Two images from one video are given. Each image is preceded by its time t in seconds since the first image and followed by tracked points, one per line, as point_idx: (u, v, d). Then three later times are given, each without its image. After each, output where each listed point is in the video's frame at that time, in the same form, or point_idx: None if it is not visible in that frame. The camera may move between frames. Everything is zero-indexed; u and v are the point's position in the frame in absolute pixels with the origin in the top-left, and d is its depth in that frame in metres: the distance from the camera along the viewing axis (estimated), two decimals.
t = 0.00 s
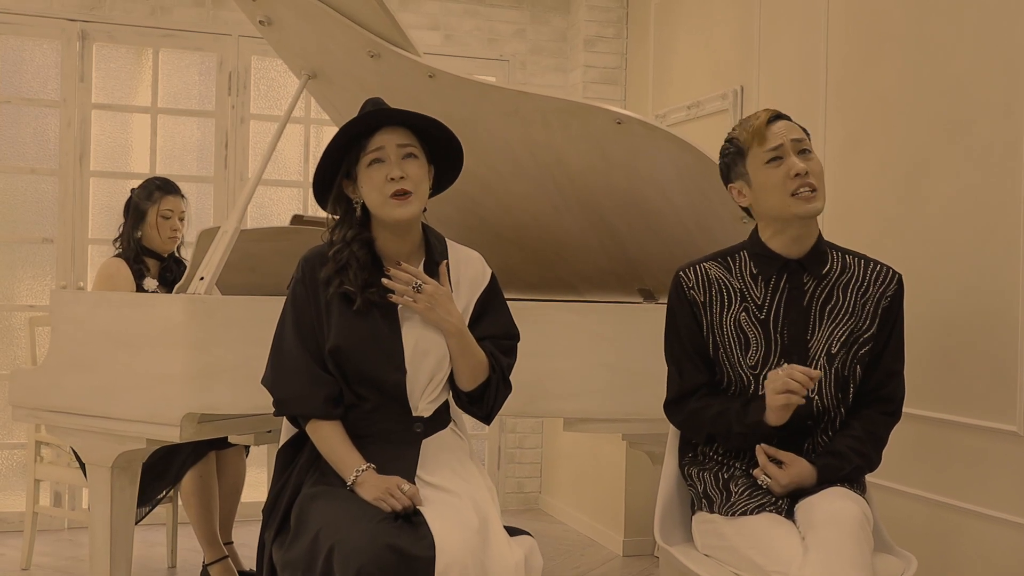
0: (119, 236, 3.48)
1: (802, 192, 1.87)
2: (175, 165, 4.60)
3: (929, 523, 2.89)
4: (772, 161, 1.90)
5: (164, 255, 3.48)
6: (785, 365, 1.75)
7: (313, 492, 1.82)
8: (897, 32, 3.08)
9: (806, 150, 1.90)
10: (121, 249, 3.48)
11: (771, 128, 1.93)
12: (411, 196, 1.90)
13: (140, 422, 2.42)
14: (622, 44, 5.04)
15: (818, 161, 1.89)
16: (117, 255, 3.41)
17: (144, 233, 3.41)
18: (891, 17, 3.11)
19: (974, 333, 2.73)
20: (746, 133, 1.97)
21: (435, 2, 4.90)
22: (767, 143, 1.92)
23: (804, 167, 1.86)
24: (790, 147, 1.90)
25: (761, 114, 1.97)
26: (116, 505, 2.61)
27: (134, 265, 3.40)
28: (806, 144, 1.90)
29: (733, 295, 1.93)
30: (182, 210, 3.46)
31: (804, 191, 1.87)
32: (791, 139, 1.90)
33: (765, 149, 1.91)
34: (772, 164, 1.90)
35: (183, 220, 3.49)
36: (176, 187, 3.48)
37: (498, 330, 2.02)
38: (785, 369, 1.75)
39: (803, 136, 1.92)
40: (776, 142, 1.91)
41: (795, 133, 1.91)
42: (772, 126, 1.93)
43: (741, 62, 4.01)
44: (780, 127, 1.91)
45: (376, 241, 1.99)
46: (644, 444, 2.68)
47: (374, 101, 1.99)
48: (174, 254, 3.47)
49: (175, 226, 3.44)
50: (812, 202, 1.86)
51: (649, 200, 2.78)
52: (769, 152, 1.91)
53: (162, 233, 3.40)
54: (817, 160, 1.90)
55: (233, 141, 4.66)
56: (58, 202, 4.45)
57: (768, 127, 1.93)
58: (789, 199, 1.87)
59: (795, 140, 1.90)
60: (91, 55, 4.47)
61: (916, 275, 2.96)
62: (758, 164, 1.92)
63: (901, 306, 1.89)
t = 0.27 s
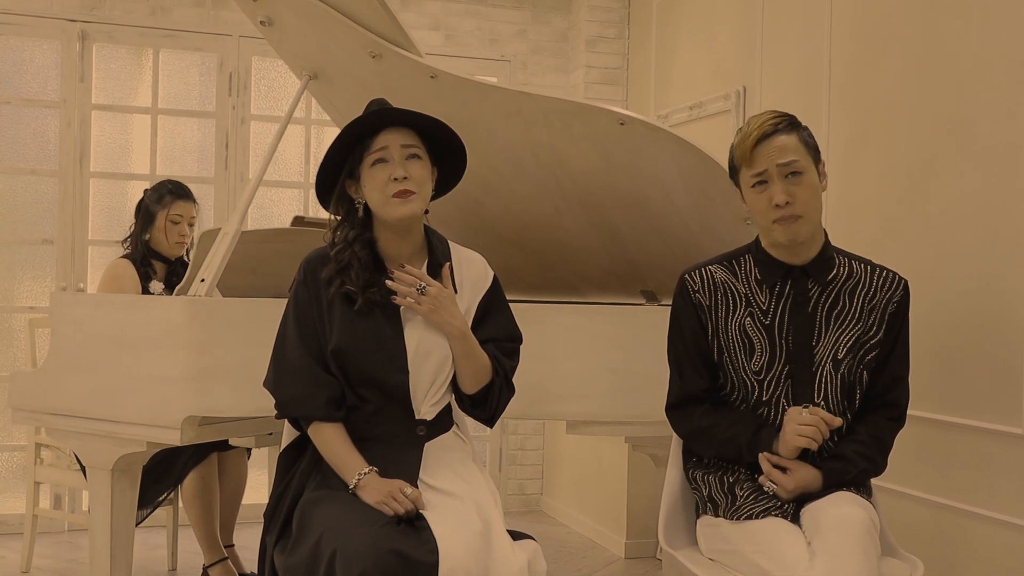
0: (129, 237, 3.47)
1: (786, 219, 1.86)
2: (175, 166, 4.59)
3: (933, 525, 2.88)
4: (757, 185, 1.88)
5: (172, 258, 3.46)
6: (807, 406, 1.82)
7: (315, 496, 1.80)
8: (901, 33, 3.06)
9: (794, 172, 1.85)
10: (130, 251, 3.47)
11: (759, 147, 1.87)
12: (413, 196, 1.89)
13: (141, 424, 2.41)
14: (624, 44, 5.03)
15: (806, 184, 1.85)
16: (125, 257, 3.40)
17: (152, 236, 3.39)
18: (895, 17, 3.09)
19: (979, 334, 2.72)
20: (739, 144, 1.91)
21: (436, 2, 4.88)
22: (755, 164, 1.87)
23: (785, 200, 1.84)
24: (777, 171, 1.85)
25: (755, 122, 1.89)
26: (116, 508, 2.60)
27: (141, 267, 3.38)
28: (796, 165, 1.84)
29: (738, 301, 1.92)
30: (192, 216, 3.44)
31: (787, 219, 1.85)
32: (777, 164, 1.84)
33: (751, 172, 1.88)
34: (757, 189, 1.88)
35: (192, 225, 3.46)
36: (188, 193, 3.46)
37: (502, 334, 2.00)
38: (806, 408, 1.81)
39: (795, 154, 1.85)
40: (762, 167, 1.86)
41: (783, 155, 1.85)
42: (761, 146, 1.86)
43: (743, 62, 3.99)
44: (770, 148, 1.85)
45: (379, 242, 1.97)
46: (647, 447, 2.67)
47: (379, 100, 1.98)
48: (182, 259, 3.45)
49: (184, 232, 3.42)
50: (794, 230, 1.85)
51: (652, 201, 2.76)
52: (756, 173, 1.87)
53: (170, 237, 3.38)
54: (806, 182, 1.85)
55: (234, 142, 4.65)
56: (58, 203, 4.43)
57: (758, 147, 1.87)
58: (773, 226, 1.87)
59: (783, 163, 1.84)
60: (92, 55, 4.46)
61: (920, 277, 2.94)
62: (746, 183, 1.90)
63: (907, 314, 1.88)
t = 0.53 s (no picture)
0: (136, 238, 3.46)
1: (797, 215, 1.84)
2: (175, 167, 4.58)
3: (936, 528, 2.87)
4: (772, 178, 1.86)
5: (177, 261, 3.45)
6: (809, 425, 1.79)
7: (314, 500, 1.78)
8: (903, 33, 3.05)
9: (811, 168, 1.84)
10: (135, 252, 3.46)
11: (778, 140, 1.85)
12: (415, 197, 1.88)
13: (139, 427, 2.39)
14: (625, 44, 5.01)
15: (822, 181, 1.84)
16: (130, 258, 3.39)
17: (158, 239, 3.37)
18: (896, 18, 3.08)
19: (981, 336, 2.71)
20: (756, 136, 1.90)
21: (436, 2, 4.87)
22: (771, 156, 1.86)
23: (802, 192, 1.82)
24: (794, 165, 1.84)
25: (773, 118, 1.89)
26: (114, 511, 2.59)
27: (145, 270, 3.37)
28: (813, 162, 1.84)
29: (737, 306, 1.90)
30: (199, 220, 3.43)
31: (799, 214, 1.84)
32: (796, 157, 1.84)
33: (768, 163, 1.86)
34: (772, 182, 1.86)
35: (199, 229, 3.45)
36: (198, 197, 3.44)
37: (501, 338, 1.99)
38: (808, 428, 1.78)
39: (812, 150, 1.85)
40: (780, 159, 1.84)
41: (802, 149, 1.84)
42: (780, 137, 1.85)
43: (745, 63, 3.98)
44: (789, 139, 1.84)
45: (379, 243, 1.96)
46: (648, 450, 2.66)
47: (383, 100, 1.97)
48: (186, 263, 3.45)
49: (190, 235, 3.41)
50: (805, 227, 1.83)
51: (653, 203, 2.75)
52: (771, 166, 1.86)
53: (176, 241, 3.37)
54: (821, 179, 1.84)
55: (233, 143, 4.63)
56: (57, 204, 4.42)
57: (776, 138, 1.86)
58: (783, 221, 1.85)
59: (801, 157, 1.84)
60: (91, 56, 4.45)
61: (922, 278, 2.93)
62: (760, 176, 1.88)
63: (909, 316, 1.87)
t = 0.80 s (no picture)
0: (136, 239, 3.44)
1: (797, 217, 1.83)
2: (175, 168, 4.57)
3: (939, 531, 2.85)
4: (772, 179, 1.85)
5: (179, 262, 3.44)
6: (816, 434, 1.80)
7: (315, 504, 1.77)
8: (906, 34, 3.04)
9: (812, 171, 1.83)
10: (136, 253, 3.44)
11: (780, 142, 1.84)
12: (418, 198, 1.87)
13: (139, 430, 2.38)
14: (626, 45, 5.00)
15: (823, 184, 1.82)
16: (131, 259, 3.38)
17: (159, 239, 3.36)
18: (899, 18, 3.07)
19: (984, 338, 2.70)
20: (759, 136, 1.88)
21: (437, 3, 4.86)
22: (773, 158, 1.85)
23: (801, 195, 1.81)
24: (795, 167, 1.83)
25: (776, 120, 1.87)
26: (114, 514, 2.57)
27: (146, 270, 3.36)
28: (815, 164, 1.82)
29: (740, 308, 1.88)
30: (200, 219, 3.42)
31: (799, 217, 1.83)
32: (797, 159, 1.82)
33: (769, 165, 1.85)
34: (772, 184, 1.85)
35: (200, 229, 3.44)
36: (199, 196, 3.43)
37: (502, 341, 1.98)
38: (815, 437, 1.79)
39: (815, 153, 1.83)
40: (781, 161, 1.83)
41: (804, 151, 1.83)
42: (782, 139, 1.84)
43: (746, 64, 3.97)
44: (792, 141, 1.83)
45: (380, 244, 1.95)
46: (649, 452, 2.64)
47: (389, 101, 1.96)
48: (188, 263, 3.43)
49: (192, 235, 3.40)
50: (805, 229, 1.82)
51: (654, 204, 2.74)
52: (772, 168, 1.85)
53: (178, 240, 3.36)
54: (823, 182, 1.83)
55: (234, 143, 4.62)
56: (56, 205, 4.41)
57: (779, 139, 1.84)
58: (783, 223, 1.84)
59: (802, 160, 1.83)
60: (90, 56, 4.44)
61: (925, 280, 2.92)
62: (761, 178, 1.87)
63: (912, 317, 1.86)
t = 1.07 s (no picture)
0: (136, 242, 3.43)
1: (801, 217, 1.82)
2: (176, 169, 4.56)
3: (944, 534, 2.84)
4: (776, 180, 1.84)
5: (181, 263, 3.42)
6: (825, 443, 1.79)
7: (318, 508, 1.76)
8: (910, 35, 3.03)
9: (817, 172, 1.82)
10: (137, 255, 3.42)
11: (785, 142, 1.83)
12: (424, 201, 1.86)
13: (139, 433, 2.37)
14: (628, 46, 4.99)
15: (828, 185, 1.81)
16: (132, 261, 3.36)
17: (161, 240, 3.35)
18: (903, 19, 3.06)
19: (989, 341, 2.68)
20: (764, 137, 1.87)
21: (438, 4, 4.84)
22: (778, 159, 1.84)
23: (806, 196, 1.79)
24: (800, 168, 1.82)
25: (781, 121, 1.86)
26: (115, 517, 2.56)
27: (149, 273, 3.34)
28: (819, 165, 1.81)
29: (745, 309, 1.87)
30: (201, 219, 3.41)
31: (803, 217, 1.81)
32: (802, 160, 1.81)
33: (773, 165, 1.84)
34: (776, 184, 1.84)
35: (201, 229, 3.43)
36: (199, 196, 3.43)
37: (505, 343, 1.97)
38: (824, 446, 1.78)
39: (820, 154, 1.82)
40: (786, 161, 1.82)
41: (808, 152, 1.81)
42: (786, 140, 1.83)
43: (749, 64, 3.96)
44: (797, 141, 1.82)
45: (384, 246, 1.94)
46: (652, 455, 2.63)
47: (396, 102, 1.94)
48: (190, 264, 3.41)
49: (193, 235, 3.39)
50: (809, 230, 1.81)
51: (658, 205, 2.72)
52: (777, 168, 1.84)
53: (180, 241, 3.35)
54: (828, 183, 1.82)
55: (235, 145, 4.61)
56: (57, 206, 4.40)
57: (784, 140, 1.83)
58: (787, 223, 1.82)
59: (806, 161, 1.81)
60: (91, 57, 4.42)
61: (930, 282, 2.90)
62: (765, 178, 1.86)
63: (918, 318, 1.84)
